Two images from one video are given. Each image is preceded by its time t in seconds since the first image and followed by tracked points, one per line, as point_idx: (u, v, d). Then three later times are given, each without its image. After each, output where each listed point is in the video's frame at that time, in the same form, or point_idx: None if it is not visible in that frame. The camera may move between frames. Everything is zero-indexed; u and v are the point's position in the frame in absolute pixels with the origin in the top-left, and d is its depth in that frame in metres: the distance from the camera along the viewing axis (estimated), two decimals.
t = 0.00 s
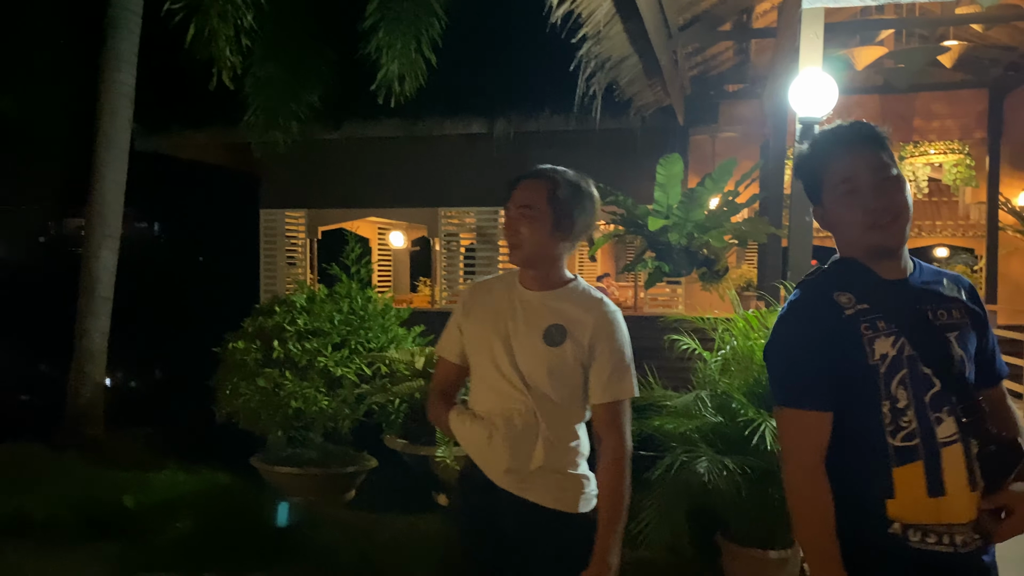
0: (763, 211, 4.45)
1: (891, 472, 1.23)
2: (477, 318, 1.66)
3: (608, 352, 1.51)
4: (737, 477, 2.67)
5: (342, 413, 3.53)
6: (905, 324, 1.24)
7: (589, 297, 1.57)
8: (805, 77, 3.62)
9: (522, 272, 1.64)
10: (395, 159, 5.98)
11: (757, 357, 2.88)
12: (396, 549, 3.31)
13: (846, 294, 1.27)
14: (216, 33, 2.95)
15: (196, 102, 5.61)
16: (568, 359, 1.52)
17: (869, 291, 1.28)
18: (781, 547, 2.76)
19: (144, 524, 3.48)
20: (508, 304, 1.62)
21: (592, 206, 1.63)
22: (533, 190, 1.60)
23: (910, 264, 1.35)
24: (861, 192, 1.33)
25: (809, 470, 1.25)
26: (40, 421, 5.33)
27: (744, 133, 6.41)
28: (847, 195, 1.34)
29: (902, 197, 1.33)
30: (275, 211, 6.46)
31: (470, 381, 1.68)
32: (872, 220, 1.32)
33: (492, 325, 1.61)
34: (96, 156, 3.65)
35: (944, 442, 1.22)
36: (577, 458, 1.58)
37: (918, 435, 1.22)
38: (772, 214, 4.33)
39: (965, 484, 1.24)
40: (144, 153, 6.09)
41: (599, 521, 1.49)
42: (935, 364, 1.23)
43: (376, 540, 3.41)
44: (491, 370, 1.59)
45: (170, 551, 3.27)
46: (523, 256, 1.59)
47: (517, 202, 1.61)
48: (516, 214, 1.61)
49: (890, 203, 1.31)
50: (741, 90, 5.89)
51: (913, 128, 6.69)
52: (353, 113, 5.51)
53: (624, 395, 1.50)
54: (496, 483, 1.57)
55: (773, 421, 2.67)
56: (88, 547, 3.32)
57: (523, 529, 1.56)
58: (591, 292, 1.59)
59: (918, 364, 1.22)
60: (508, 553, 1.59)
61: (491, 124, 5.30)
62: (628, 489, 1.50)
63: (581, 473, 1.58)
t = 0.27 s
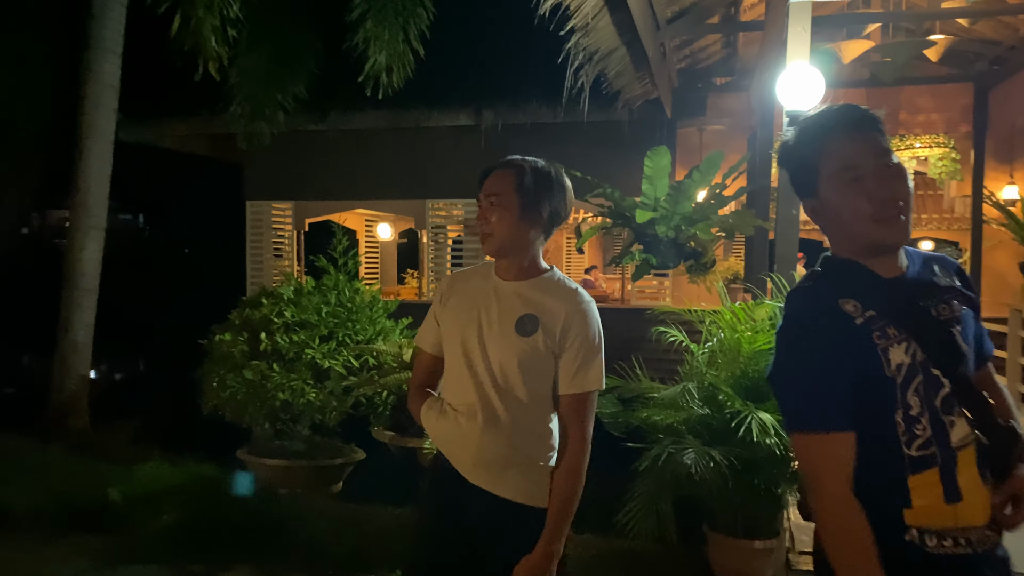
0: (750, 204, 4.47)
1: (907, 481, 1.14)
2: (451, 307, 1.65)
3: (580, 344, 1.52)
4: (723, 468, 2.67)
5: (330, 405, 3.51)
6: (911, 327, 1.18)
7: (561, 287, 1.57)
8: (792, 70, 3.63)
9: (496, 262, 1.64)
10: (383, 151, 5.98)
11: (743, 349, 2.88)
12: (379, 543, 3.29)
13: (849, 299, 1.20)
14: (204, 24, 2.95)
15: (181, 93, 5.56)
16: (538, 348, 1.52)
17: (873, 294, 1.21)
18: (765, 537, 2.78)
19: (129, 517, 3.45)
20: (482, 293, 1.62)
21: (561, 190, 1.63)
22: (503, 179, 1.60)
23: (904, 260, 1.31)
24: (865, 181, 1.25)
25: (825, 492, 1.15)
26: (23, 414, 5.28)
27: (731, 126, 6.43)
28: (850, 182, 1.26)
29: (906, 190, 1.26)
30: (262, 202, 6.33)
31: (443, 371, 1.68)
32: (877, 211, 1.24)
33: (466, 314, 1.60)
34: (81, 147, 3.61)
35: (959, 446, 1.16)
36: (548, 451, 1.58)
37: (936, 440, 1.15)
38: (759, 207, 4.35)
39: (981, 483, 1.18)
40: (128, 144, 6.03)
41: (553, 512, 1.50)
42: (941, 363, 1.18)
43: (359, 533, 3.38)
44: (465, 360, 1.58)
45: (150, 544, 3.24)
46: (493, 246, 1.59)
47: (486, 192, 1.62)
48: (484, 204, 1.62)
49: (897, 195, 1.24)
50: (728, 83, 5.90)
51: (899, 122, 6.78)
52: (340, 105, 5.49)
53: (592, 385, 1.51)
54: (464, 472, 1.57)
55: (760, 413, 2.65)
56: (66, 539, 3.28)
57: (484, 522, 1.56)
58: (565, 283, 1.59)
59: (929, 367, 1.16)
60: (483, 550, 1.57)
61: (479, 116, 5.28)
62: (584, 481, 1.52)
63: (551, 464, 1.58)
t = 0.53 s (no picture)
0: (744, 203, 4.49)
1: (914, 489, 1.18)
2: (448, 308, 1.69)
3: (572, 344, 1.49)
4: (718, 467, 2.66)
5: (325, 403, 3.51)
6: (915, 330, 1.19)
7: (556, 287, 1.56)
8: (787, 70, 3.64)
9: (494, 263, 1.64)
10: (378, 150, 5.97)
11: (739, 349, 2.87)
12: (374, 541, 3.29)
13: (850, 302, 1.23)
14: (195, 22, 2.58)
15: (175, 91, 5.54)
16: (530, 349, 1.52)
17: (877, 298, 1.23)
18: (759, 535, 2.80)
19: (123, 516, 3.44)
20: (478, 294, 1.63)
21: (564, 199, 1.63)
22: (511, 183, 1.58)
23: (911, 258, 1.32)
24: (863, 182, 1.26)
25: (838, 504, 1.16)
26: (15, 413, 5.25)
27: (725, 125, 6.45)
28: (848, 183, 1.27)
29: (907, 188, 1.27)
30: (255, 201, 6.29)
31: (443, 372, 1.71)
32: (876, 213, 1.26)
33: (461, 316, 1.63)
34: (74, 145, 3.59)
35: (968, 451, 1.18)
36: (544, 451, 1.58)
37: (942, 446, 1.17)
38: (753, 206, 4.36)
39: (993, 487, 1.19)
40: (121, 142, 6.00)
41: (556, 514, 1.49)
42: (948, 366, 1.19)
43: (353, 532, 3.37)
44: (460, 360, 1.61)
45: (143, 543, 3.23)
46: (497, 250, 1.59)
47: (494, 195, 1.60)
48: (494, 206, 1.58)
49: (896, 195, 1.25)
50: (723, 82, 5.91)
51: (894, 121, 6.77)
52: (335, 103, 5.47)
53: (586, 386, 1.48)
54: (459, 470, 1.59)
55: (755, 412, 2.64)
56: (58, 537, 3.27)
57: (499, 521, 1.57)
58: (561, 283, 1.57)
59: (934, 369, 1.18)
60: (479, 546, 1.59)
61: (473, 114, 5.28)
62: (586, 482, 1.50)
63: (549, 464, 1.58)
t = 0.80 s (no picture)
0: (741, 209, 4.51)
1: (926, 513, 1.13)
2: (453, 322, 1.68)
3: (581, 358, 1.51)
4: (716, 475, 2.67)
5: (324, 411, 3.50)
6: (931, 349, 1.12)
7: (563, 302, 1.56)
8: (782, 78, 3.66)
9: (501, 278, 1.63)
10: (375, 156, 5.99)
11: (734, 357, 2.87)
12: (373, 548, 3.29)
13: (861, 319, 1.16)
14: (196, 32, 2.58)
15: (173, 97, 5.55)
16: (539, 365, 1.52)
17: (892, 316, 1.16)
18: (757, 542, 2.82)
19: (122, 524, 3.44)
20: (486, 309, 1.61)
21: (569, 222, 1.68)
22: (536, 206, 1.58)
23: (938, 265, 1.24)
24: (870, 195, 1.22)
25: (817, 514, 1.20)
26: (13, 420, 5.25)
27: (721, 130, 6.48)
28: (855, 198, 1.24)
29: (922, 197, 1.21)
30: (253, 206, 6.32)
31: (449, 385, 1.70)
32: (884, 224, 1.20)
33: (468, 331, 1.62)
34: (73, 153, 3.60)
35: (983, 475, 1.12)
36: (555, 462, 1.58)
37: (955, 471, 1.12)
38: (749, 212, 4.38)
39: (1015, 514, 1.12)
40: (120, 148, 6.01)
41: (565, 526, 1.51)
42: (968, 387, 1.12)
43: (354, 538, 3.39)
44: (467, 376, 1.60)
45: (144, 550, 3.25)
46: (520, 274, 1.58)
47: (522, 219, 1.58)
48: (527, 231, 1.57)
49: (906, 204, 1.20)
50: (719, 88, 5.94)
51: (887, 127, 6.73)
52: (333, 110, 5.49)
53: (595, 401, 1.50)
54: (467, 484, 1.59)
55: (752, 419, 2.66)
56: (58, 543, 3.28)
57: (508, 532, 1.56)
58: (567, 297, 1.58)
59: (951, 390, 1.12)
60: (476, 555, 1.61)
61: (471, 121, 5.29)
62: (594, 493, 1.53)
63: (559, 474, 1.58)
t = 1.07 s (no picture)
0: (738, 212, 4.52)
1: (950, 520, 1.08)
2: (461, 332, 1.65)
3: (597, 367, 1.54)
4: (715, 479, 2.67)
5: (322, 415, 3.53)
6: (965, 354, 1.07)
7: (575, 310, 1.58)
8: (780, 83, 3.67)
9: (512, 285, 1.63)
10: (373, 159, 5.99)
11: (734, 360, 2.87)
12: (372, 553, 3.29)
13: (894, 321, 1.13)
14: (194, 38, 2.59)
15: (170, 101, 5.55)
16: (556, 373, 1.53)
17: (929, 318, 1.12)
18: (756, 545, 2.82)
19: (120, 530, 3.43)
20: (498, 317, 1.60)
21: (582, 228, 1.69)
22: (549, 214, 1.58)
23: (995, 269, 1.16)
24: (909, 203, 1.17)
25: (833, 503, 1.20)
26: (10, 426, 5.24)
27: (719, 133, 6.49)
28: (895, 204, 1.19)
29: (966, 207, 1.16)
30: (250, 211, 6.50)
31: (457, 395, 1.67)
32: (922, 234, 1.16)
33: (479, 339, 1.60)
34: (71, 158, 3.59)
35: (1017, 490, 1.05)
36: (569, 468, 1.58)
37: (984, 482, 1.05)
38: (747, 215, 4.39)
39: None
40: (116, 152, 6.00)
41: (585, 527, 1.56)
42: (1005, 395, 1.05)
43: (353, 542, 3.40)
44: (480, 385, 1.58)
45: (144, 556, 3.25)
46: (537, 281, 1.60)
47: (538, 227, 1.59)
48: (542, 240, 1.58)
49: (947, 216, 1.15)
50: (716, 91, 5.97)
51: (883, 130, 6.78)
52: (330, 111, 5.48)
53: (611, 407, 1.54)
54: (483, 494, 1.58)
55: (751, 423, 2.66)
56: (56, 549, 3.27)
57: (512, 544, 1.56)
58: (576, 304, 1.60)
59: (986, 399, 1.05)
60: (477, 562, 1.60)
61: (468, 124, 5.30)
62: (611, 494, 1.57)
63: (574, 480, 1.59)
